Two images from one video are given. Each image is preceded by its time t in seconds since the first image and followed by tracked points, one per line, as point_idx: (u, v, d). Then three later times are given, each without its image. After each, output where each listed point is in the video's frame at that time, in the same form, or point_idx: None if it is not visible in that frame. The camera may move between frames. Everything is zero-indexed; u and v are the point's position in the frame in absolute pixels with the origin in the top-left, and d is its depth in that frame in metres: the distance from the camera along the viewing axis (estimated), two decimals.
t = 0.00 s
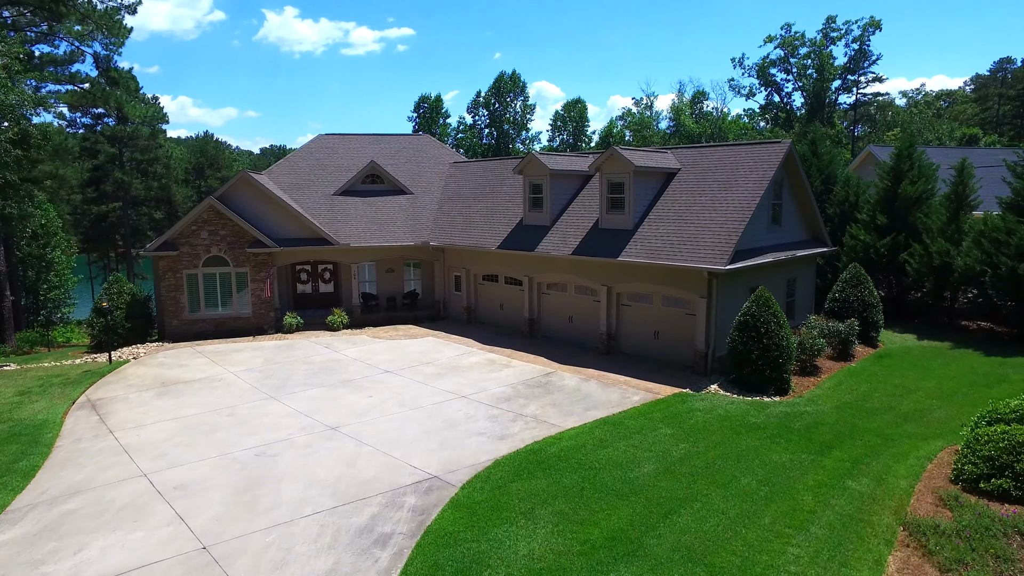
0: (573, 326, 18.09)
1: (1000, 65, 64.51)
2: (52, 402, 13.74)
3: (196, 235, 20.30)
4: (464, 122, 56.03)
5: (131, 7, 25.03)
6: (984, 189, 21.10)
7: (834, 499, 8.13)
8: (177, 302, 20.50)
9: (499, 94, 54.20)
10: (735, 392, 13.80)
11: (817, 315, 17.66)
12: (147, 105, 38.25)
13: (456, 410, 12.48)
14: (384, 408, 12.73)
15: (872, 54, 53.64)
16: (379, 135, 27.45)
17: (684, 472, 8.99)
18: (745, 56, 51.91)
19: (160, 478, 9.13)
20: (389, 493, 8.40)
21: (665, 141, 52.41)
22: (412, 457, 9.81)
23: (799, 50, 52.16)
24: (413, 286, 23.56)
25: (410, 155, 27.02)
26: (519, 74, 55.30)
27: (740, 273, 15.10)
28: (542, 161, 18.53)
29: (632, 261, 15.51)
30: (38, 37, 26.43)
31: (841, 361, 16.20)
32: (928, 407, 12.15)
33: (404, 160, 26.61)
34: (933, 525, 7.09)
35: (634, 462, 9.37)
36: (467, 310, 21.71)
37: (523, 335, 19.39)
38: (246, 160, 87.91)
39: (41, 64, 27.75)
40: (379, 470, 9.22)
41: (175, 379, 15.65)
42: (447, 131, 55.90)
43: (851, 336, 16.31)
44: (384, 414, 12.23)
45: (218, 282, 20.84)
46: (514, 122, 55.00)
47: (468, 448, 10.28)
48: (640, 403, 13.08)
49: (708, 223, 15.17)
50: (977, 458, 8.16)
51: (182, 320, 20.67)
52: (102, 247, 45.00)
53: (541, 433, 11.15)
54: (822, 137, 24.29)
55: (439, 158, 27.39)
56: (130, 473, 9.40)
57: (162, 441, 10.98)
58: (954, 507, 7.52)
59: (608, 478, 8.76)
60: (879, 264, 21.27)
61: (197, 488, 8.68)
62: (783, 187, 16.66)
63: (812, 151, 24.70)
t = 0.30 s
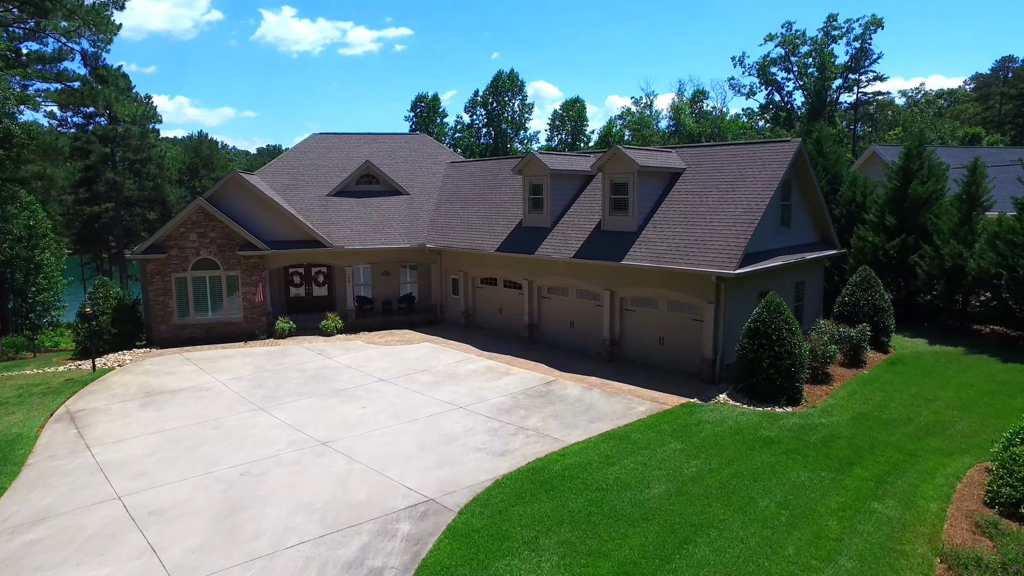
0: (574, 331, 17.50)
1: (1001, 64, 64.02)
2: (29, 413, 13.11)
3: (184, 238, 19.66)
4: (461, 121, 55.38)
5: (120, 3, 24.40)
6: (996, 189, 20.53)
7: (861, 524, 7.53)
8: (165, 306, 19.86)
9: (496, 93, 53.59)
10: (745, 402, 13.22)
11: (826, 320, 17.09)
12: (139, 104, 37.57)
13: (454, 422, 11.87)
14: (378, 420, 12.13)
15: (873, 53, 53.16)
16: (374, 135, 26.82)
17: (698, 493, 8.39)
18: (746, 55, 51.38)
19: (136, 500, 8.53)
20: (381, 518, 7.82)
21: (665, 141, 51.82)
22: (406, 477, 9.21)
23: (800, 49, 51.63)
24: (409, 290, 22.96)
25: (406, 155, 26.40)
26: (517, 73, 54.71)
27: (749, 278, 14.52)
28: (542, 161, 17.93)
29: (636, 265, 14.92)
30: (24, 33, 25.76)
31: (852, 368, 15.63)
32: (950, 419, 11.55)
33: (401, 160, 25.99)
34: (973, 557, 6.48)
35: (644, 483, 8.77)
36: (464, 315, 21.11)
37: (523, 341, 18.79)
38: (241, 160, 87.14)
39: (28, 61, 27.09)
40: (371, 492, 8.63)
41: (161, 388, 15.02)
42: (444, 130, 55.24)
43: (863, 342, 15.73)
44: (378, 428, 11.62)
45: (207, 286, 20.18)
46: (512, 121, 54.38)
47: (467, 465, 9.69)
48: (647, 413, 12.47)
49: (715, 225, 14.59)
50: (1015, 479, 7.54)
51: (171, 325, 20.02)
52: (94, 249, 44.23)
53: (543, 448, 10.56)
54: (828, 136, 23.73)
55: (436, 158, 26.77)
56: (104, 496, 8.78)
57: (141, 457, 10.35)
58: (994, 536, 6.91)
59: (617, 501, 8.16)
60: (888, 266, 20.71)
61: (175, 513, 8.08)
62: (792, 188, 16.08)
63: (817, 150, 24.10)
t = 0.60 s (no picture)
0: (576, 337, 16.87)
1: (1004, 63, 63.49)
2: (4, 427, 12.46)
3: (173, 240, 18.99)
4: (459, 121, 54.72)
5: None
6: (1009, 189, 19.95)
7: (895, 557, 6.92)
8: (152, 311, 19.19)
9: (494, 92, 52.95)
10: (756, 414, 12.62)
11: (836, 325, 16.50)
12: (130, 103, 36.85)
13: (451, 437, 11.25)
14: (371, 435, 11.51)
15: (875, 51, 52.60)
16: (370, 134, 26.16)
17: (714, 521, 7.77)
18: (747, 54, 50.76)
19: (108, 529, 7.91)
20: (371, 551, 7.22)
21: (666, 140, 51.19)
22: (400, 501, 8.60)
23: (802, 47, 51.06)
24: (405, 293, 22.32)
25: (402, 155, 25.74)
26: (515, 73, 54.04)
27: (758, 283, 13.91)
28: (543, 161, 17.30)
29: (641, 269, 14.30)
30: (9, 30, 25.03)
31: (865, 376, 15.04)
32: (975, 432, 10.94)
33: (396, 160, 25.34)
34: None
35: (656, 508, 8.14)
36: (462, 319, 20.47)
37: (523, 347, 18.15)
38: (237, 160, 86.40)
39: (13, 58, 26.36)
40: (361, 519, 8.03)
41: (145, 398, 14.38)
42: (442, 130, 54.54)
43: (876, 349, 15.14)
44: (370, 444, 10.99)
45: (196, 290, 19.51)
46: (510, 121, 53.71)
47: (465, 487, 9.07)
48: (654, 427, 11.84)
49: (724, 228, 13.98)
50: None
51: (159, 331, 19.35)
52: (85, 250, 43.42)
53: (546, 466, 9.94)
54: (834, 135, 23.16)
55: (433, 158, 26.11)
56: (72, 524, 8.13)
57: (116, 477, 9.70)
58: None
59: (626, 530, 7.54)
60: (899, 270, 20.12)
61: (148, 544, 7.46)
62: (802, 188, 15.47)
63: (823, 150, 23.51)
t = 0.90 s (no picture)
0: (578, 345, 16.22)
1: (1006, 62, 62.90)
2: None
3: (160, 244, 18.31)
4: (457, 120, 54.08)
5: None
6: None
7: None
8: (139, 318, 18.51)
9: (492, 91, 52.31)
10: (769, 428, 11.98)
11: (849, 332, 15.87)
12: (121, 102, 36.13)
13: (447, 456, 10.59)
14: (363, 453, 10.85)
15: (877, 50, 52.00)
16: (365, 134, 25.49)
17: (734, 556, 7.13)
18: (748, 52, 50.18)
19: (72, 566, 7.25)
20: None
21: (666, 140, 50.57)
22: (391, 532, 7.94)
23: (803, 46, 50.47)
24: (401, 298, 21.63)
25: (398, 155, 25.08)
26: (514, 72, 53.39)
27: (770, 290, 13.28)
28: (544, 162, 16.66)
29: (648, 275, 13.65)
30: None
31: (880, 386, 14.41)
32: (1004, 450, 10.32)
33: (392, 160, 24.68)
34: None
35: (670, 540, 7.50)
36: (459, 326, 19.81)
37: (523, 355, 17.50)
38: (233, 160, 85.68)
39: None
40: (349, 554, 7.38)
41: (127, 411, 13.70)
42: (439, 129, 53.87)
43: (892, 358, 14.50)
44: (361, 464, 10.33)
45: (184, 295, 18.82)
46: (508, 120, 53.05)
47: (462, 515, 8.42)
48: (662, 443, 11.19)
49: (734, 232, 13.34)
50: None
51: (145, 338, 18.67)
52: (77, 252, 42.69)
53: (549, 489, 9.28)
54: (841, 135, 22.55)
55: (430, 158, 25.45)
56: (33, 561, 7.45)
57: (87, 503, 9.03)
58: None
59: (638, 570, 6.89)
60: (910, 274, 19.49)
61: None
62: (814, 190, 14.83)
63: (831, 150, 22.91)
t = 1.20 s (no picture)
0: (581, 355, 15.58)
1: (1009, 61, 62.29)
2: None
3: (146, 249, 17.62)
4: (455, 120, 53.41)
5: None
6: None
7: None
8: (124, 326, 17.82)
9: (491, 91, 51.63)
10: (785, 446, 11.34)
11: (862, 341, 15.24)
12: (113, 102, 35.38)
13: (444, 478, 9.94)
14: (355, 475, 10.19)
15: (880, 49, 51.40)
16: (360, 134, 24.80)
17: None
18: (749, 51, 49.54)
19: None
20: None
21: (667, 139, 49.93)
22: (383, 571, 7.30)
23: (805, 44, 49.84)
24: (398, 304, 20.98)
25: (394, 156, 24.40)
26: (512, 71, 52.70)
27: (784, 299, 12.63)
28: (545, 164, 16.00)
29: (655, 283, 13.00)
30: None
31: (897, 399, 13.78)
32: None
33: (388, 161, 24.00)
34: None
35: None
36: (457, 333, 19.15)
37: (523, 364, 16.86)
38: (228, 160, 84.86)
39: None
40: None
41: (108, 427, 13.02)
42: (437, 129, 53.17)
43: (908, 369, 13.87)
44: (353, 488, 9.67)
45: (171, 302, 18.13)
46: (507, 120, 52.37)
47: (459, 550, 7.77)
48: (672, 464, 10.54)
49: (746, 238, 12.68)
50: None
51: (131, 347, 17.97)
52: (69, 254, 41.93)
53: (553, 518, 8.63)
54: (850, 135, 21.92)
55: (427, 159, 24.77)
56: None
57: (54, 536, 8.35)
58: None
59: None
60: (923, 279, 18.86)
61: None
62: (828, 193, 14.18)
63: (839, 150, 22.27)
